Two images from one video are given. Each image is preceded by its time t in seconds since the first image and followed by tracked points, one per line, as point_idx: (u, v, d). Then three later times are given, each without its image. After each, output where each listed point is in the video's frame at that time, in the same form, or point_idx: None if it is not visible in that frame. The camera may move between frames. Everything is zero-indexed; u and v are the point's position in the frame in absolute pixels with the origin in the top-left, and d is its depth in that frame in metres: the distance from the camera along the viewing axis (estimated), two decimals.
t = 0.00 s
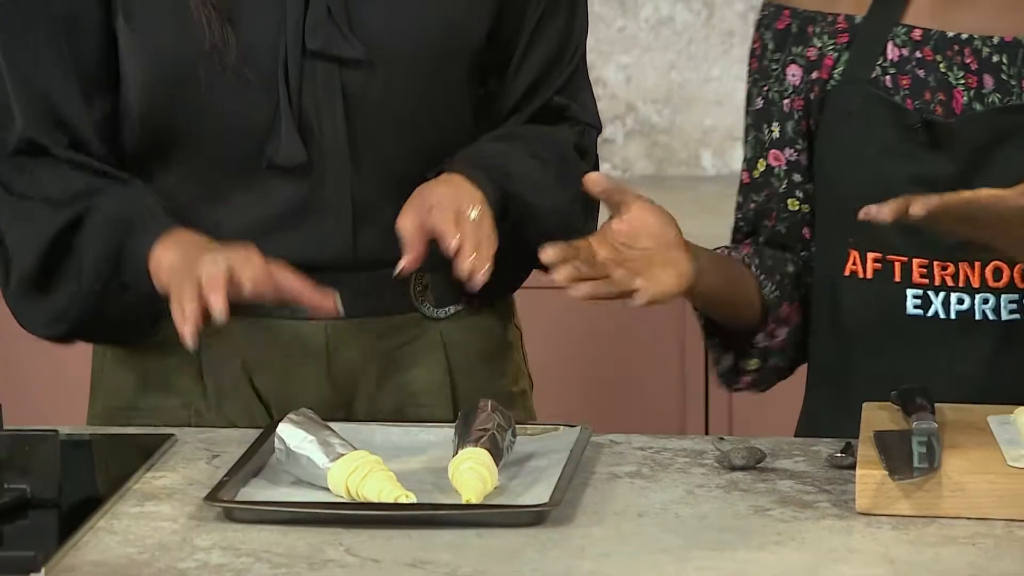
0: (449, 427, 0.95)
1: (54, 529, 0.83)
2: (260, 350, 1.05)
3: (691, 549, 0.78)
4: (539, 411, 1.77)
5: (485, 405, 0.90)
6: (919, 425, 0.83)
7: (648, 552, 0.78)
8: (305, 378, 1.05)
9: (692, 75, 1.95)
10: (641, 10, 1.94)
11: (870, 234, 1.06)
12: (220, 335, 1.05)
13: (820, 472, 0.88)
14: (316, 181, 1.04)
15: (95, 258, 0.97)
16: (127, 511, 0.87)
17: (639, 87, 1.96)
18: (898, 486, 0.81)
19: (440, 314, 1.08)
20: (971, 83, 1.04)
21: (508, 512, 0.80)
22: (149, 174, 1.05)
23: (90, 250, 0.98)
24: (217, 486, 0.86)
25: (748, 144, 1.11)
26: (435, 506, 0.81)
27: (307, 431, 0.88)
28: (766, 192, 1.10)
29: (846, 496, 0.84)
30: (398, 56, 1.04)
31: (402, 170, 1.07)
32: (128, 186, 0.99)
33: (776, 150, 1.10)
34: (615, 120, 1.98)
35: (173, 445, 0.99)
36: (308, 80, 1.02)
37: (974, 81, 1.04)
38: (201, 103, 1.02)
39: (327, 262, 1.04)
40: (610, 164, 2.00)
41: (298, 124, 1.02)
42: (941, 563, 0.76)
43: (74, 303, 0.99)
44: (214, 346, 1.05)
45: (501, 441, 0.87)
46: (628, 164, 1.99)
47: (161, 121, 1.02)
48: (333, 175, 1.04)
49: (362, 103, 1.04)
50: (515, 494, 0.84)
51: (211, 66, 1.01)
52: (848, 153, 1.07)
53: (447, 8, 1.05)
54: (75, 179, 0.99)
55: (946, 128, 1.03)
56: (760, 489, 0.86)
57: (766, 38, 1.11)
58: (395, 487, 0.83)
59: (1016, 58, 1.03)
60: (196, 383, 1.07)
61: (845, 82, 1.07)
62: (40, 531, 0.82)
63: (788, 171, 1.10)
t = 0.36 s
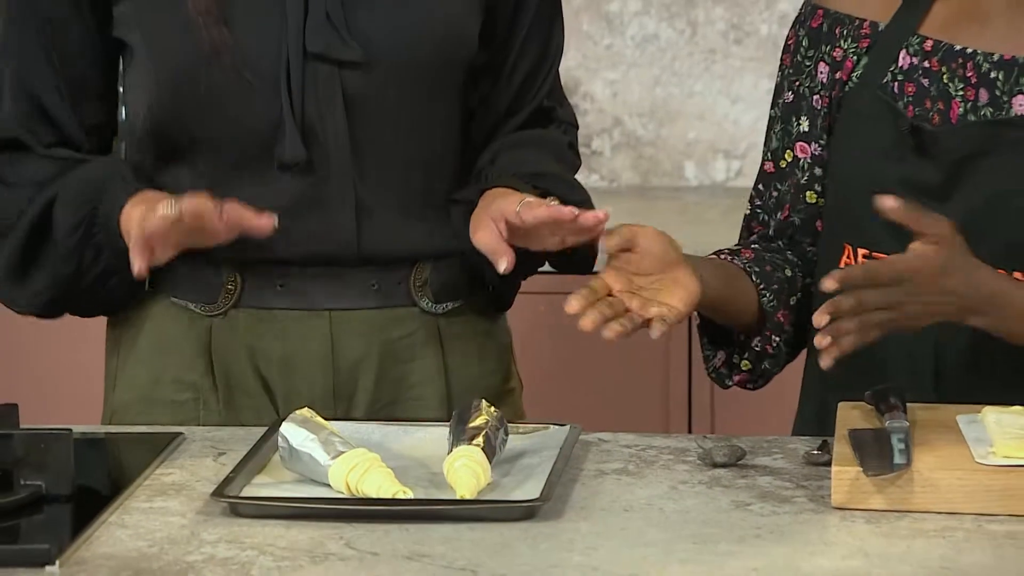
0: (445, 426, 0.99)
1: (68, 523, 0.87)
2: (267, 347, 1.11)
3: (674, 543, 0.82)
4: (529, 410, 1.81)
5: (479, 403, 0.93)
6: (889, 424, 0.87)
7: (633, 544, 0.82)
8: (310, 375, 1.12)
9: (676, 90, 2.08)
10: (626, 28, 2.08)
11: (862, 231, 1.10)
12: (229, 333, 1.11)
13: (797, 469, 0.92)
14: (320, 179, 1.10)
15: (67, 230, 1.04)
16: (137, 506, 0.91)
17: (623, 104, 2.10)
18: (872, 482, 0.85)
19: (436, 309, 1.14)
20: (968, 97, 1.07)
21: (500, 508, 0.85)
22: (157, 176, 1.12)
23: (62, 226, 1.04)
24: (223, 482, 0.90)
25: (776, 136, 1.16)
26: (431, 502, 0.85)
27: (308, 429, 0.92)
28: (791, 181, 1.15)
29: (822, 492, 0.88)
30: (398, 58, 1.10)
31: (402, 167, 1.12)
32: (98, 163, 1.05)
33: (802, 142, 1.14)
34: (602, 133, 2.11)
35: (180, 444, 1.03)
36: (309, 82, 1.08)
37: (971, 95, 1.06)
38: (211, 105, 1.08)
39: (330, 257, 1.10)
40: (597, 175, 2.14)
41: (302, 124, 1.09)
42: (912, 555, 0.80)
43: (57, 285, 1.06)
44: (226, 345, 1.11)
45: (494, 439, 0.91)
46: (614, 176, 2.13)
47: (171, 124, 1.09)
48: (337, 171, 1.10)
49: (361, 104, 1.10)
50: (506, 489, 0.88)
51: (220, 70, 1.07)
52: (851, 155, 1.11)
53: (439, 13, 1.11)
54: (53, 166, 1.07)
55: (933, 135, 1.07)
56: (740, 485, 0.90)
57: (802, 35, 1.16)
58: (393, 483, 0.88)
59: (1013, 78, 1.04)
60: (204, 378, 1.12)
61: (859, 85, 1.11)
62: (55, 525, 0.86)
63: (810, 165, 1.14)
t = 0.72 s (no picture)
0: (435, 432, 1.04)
1: (75, 526, 0.91)
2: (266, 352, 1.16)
3: (653, 544, 0.86)
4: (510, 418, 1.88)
5: (468, 411, 0.98)
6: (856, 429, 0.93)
7: (614, 546, 0.86)
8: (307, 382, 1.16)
9: (654, 113, 2.22)
10: (608, 55, 2.21)
11: (821, 246, 1.11)
12: (230, 339, 1.15)
13: (771, 474, 0.97)
14: (316, 189, 1.15)
15: (72, 257, 1.13)
16: (140, 510, 0.95)
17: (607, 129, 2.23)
18: (841, 487, 0.89)
19: (427, 317, 1.19)
20: (922, 117, 1.10)
21: (488, 511, 0.89)
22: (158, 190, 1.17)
23: (66, 254, 1.13)
24: (224, 487, 0.94)
25: (751, 157, 1.20)
26: (421, 506, 0.89)
27: (305, 436, 0.97)
28: (759, 203, 1.18)
29: (793, 496, 0.93)
30: (390, 74, 1.15)
31: (393, 178, 1.17)
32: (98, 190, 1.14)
33: (774, 163, 1.18)
34: (584, 154, 2.24)
35: (182, 450, 1.07)
36: (306, 95, 1.14)
37: (925, 115, 1.10)
38: (212, 119, 1.13)
39: (327, 262, 1.15)
40: (580, 195, 2.26)
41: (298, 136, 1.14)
42: (879, 555, 0.84)
43: (65, 308, 1.15)
44: (227, 351, 1.15)
45: (482, 445, 0.96)
46: (596, 195, 2.26)
47: (173, 137, 1.14)
48: (331, 182, 1.15)
49: (355, 116, 1.15)
50: (494, 494, 0.92)
51: (221, 85, 1.12)
52: (811, 170, 1.12)
53: (429, 30, 1.16)
54: (59, 193, 1.15)
55: (887, 151, 1.09)
56: (716, 489, 0.94)
57: (771, 62, 1.19)
58: (385, 488, 0.92)
59: (964, 97, 1.08)
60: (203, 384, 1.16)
61: (821, 105, 1.13)
62: (63, 528, 0.91)
63: (778, 185, 1.18)
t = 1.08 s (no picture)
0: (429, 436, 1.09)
1: (85, 527, 0.96)
2: (265, 356, 1.20)
3: (636, 543, 0.91)
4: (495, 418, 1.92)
5: (461, 416, 1.02)
6: (829, 434, 0.98)
7: (598, 544, 0.91)
8: (303, 385, 1.21)
9: (638, 132, 2.28)
10: (594, 77, 2.27)
11: (798, 265, 1.18)
12: (231, 344, 1.20)
13: (749, 476, 1.01)
14: (314, 202, 1.20)
15: (83, 270, 1.17)
16: (147, 511, 1.00)
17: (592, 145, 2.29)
18: (815, 488, 0.94)
19: (417, 326, 1.23)
20: (893, 142, 1.15)
21: (479, 511, 0.93)
22: (165, 204, 1.22)
23: (77, 268, 1.17)
24: (228, 489, 0.99)
25: (743, 183, 1.25)
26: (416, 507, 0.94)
27: (306, 440, 1.01)
28: (753, 223, 1.23)
29: (770, 498, 0.97)
30: (384, 93, 1.20)
31: (387, 192, 1.22)
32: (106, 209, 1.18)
33: (766, 187, 1.23)
34: (572, 172, 2.30)
35: (188, 454, 1.12)
36: (304, 114, 1.18)
37: (896, 140, 1.15)
38: (215, 136, 1.18)
39: (324, 270, 1.19)
40: (568, 211, 2.32)
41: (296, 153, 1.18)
42: (850, 554, 0.88)
43: (77, 319, 1.20)
44: (228, 354, 1.20)
45: (474, 449, 1.00)
46: (583, 211, 2.32)
47: (177, 154, 1.19)
48: (328, 195, 1.20)
49: (351, 134, 1.20)
50: (485, 495, 0.97)
51: (220, 104, 1.17)
52: (788, 193, 1.18)
53: (422, 52, 1.21)
54: (69, 209, 1.19)
55: (854, 173, 1.14)
56: (696, 491, 0.99)
57: (762, 93, 1.25)
58: (382, 490, 0.96)
59: (932, 122, 1.13)
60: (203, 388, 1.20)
61: (803, 135, 1.19)
62: (74, 529, 0.95)
63: (773, 208, 1.22)
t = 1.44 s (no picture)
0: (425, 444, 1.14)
1: (98, 531, 1.01)
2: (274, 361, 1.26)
3: (621, 546, 0.96)
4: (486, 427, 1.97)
5: (454, 425, 1.08)
6: (803, 442, 1.03)
7: (584, 546, 0.96)
8: (307, 391, 1.27)
9: (622, 156, 2.33)
10: (580, 102, 2.33)
11: (779, 278, 1.22)
12: (237, 353, 1.25)
13: (729, 482, 1.07)
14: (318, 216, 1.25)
15: (118, 249, 1.23)
16: (156, 516, 1.05)
17: (579, 167, 2.34)
18: (790, 492, 1.00)
19: (414, 337, 1.29)
20: (872, 161, 1.20)
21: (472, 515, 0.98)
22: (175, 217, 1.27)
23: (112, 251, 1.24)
24: (233, 494, 1.04)
25: (727, 203, 1.30)
26: (411, 512, 0.99)
27: (308, 448, 1.07)
28: (736, 241, 1.28)
29: (747, 503, 1.03)
30: (386, 110, 1.25)
31: (388, 206, 1.27)
32: (141, 199, 1.25)
33: (749, 207, 1.28)
34: (560, 193, 2.35)
35: (195, 460, 1.17)
36: (308, 131, 1.24)
37: (875, 159, 1.20)
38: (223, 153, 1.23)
39: (326, 280, 1.25)
40: (555, 230, 2.37)
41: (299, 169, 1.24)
42: (822, 555, 0.93)
43: (106, 307, 1.24)
44: (235, 363, 1.25)
45: (467, 456, 1.06)
46: (570, 230, 2.37)
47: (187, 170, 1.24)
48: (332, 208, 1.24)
49: (352, 151, 1.25)
50: (477, 500, 1.02)
51: (225, 122, 1.22)
52: (773, 209, 1.23)
53: (420, 72, 1.27)
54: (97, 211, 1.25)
55: (835, 190, 1.19)
56: (677, 496, 1.04)
57: (748, 119, 1.30)
58: (379, 495, 1.02)
59: (908, 143, 1.18)
60: (212, 391, 1.26)
61: (786, 156, 1.24)
62: (87, 532, 1.01)
63: (755, 227, 1.28)
